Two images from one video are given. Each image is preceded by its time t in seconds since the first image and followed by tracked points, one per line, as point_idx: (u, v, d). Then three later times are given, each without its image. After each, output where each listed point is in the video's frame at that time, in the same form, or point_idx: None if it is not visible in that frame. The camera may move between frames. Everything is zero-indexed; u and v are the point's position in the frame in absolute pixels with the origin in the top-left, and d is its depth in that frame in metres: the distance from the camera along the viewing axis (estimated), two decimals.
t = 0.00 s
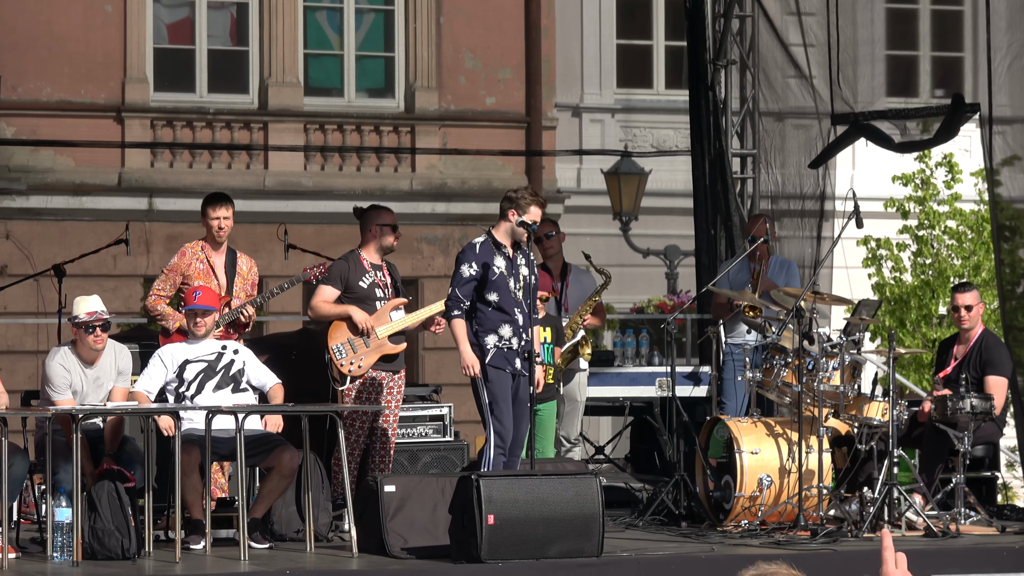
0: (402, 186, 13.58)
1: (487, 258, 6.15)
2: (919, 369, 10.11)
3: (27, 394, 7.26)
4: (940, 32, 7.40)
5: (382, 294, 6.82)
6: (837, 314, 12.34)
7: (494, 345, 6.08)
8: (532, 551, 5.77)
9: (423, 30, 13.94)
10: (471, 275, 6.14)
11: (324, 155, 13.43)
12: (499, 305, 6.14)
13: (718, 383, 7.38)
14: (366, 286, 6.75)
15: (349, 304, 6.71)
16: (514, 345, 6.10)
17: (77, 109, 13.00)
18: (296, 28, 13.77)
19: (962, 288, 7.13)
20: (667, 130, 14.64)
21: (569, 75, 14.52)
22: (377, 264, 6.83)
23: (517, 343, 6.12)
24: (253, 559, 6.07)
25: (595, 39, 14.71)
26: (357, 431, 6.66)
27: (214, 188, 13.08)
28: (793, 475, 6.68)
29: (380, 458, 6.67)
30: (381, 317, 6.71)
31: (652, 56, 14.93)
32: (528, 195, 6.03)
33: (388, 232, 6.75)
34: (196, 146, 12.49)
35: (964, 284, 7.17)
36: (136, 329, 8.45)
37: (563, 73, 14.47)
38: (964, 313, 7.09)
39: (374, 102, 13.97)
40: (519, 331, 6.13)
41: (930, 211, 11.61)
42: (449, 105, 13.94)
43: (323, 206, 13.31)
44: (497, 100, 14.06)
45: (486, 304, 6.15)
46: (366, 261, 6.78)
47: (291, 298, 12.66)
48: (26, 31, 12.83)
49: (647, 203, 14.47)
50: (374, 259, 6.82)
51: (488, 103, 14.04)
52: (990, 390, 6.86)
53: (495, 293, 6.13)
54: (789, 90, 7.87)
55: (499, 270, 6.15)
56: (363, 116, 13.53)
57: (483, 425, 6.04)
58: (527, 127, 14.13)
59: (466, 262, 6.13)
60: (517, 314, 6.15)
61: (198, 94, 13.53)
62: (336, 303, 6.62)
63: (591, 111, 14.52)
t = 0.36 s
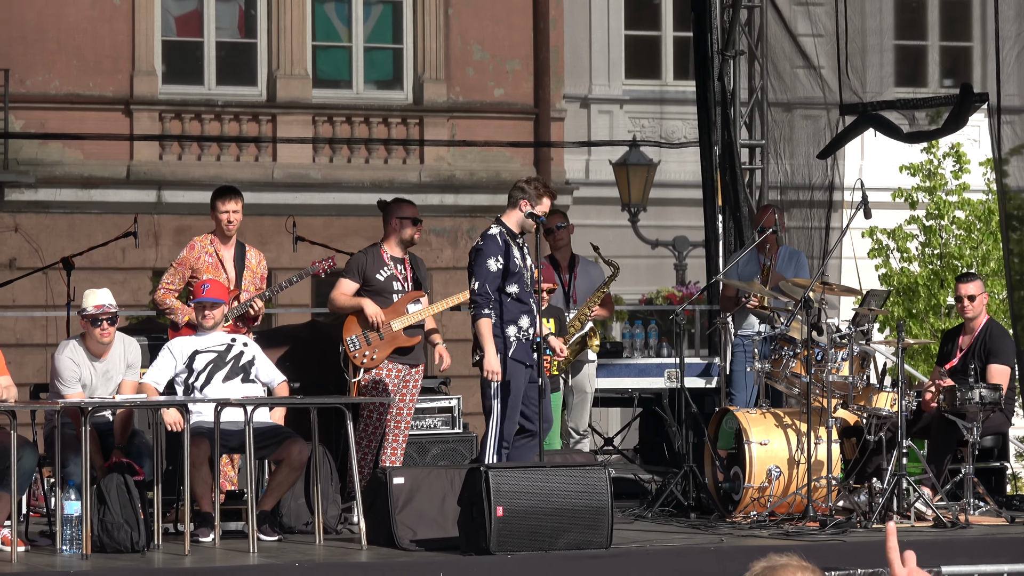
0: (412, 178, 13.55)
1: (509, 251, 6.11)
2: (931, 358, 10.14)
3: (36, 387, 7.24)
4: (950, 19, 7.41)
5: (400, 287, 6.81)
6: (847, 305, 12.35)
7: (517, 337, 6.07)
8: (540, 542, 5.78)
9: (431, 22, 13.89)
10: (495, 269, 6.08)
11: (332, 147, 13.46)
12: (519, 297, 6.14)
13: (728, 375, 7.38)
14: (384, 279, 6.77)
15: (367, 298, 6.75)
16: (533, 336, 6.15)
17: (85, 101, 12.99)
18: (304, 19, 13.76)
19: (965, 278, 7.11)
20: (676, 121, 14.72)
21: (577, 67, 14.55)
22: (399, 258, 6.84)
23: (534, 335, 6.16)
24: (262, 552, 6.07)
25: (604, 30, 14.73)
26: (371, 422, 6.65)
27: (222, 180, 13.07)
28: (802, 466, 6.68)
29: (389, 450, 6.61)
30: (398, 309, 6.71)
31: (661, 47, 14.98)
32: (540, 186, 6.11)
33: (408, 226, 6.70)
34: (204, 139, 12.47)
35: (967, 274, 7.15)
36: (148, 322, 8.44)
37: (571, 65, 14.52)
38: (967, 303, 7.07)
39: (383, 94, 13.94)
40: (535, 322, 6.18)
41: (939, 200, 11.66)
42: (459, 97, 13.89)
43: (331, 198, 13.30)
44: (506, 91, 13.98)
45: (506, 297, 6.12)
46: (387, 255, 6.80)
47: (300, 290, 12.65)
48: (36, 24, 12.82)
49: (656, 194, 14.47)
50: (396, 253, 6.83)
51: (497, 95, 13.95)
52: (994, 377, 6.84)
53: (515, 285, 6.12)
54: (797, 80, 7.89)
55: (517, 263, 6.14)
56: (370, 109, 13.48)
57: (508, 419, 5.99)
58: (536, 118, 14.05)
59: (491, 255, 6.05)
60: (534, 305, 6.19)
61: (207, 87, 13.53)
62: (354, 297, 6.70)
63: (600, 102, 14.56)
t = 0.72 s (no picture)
0: (406, 177, 13.58)
1: (519, 252, 6.18)
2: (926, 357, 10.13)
3: (30, 388, 7.24)
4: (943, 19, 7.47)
5: (397, 287, 6.80)
6: (841, 304, 12.35)
7: (525, 337, 6.13)
8: (535, 543, 5.77)
9: (426, 21, 13.93)
10: (507, 270, 6.13)
11: (327, 147, 13.50)
12: (527, 298, 6.20)
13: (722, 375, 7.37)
14: (381, 278, 6.76)
15: (364, 296, 6.74)
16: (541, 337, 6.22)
17: (80, 102, 13.00)
18: (299, 18, 13.78)
19: (950, 279, 7.11)
20: (672, 121, 14.59)
21: (572, 66, 14.45)
22: (398, 258, 6.82)
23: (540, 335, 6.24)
24: (258, 552, 6.07)
25: (599, 30, 14.69)
26: (370, 421, 6.65)
27: (217, 181, 13.10)
28: (797, 466, 6.68)
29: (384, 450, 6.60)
30: (395, 309, 6.71)
31: (657, 46, 14.92)
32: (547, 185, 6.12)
33: (408, 226, 6.68)
34: (199, 139, 12.48)
35: (952, 274, 7.16)
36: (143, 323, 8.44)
37: (567, 64, 14.42)
38: (949, 304, 7.09)
39: (378, 94, 14.02)
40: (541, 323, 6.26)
41: (936, 199, 11.64)
42: (453, 96, 13.91)
43: (325, 198, 13.31)
44: (502, 91, 14.03)
45: (515, 298, 6.18)
46: (386, 254, 6.78)
47: (295, 291, 12.65)
48: (29, 24, 12.82)
49: (651, 193, 14.45)
50: (394, 252, 6.82)
51: (492, 94, 14.01)
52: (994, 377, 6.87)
53: (524, 286, 6.19)
54: (792, 79, 7.88)
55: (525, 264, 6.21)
56: (366, 109, 13.54)
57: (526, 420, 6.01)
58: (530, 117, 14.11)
59: (504, 257, 6.12)
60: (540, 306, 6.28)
61: (202, 87, 13.57)
62: (353, 295, 6.70)
63: (595, 102, 14.45)
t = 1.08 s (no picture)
0: (397, 180, 13.60)
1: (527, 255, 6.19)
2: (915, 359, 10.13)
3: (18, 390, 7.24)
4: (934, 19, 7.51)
5: (389, 289, 6.80)
6: (831, 306, 12.34)
7: (539, 341, 6.16)
8: (526, 544, 5.78)
9: (417, 23, 13.98)
10: (515, 274, 6.16)
11: (318, 149, 13.53)
12: (541, 301, 6.23)
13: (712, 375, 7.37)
14: (373, 280, 6.74)
15: (356, 298, 6.72)
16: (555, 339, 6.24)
17: (71, 104, 13.02)
18: (289, 21, 13.81)
19: (940, 280, 7.15)
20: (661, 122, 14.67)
21: (563, 68, 14.49)
22: (388, 260, 6.82)
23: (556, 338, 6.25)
24: (249, 554, 6.07)
25: (589, 32, 14.64)
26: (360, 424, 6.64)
27: (208, 183, 13.14)
28: (788, 467, 6.69)
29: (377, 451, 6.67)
30: (388, 311, 6.71)
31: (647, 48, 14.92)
32: (556, 188, 6.20)
33: (398, 228, 6.68)
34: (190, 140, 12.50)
35: (943, 275, 7.18)
36: (130, 326, 8.44)
37: (556, 66, 14.45)
38: (941, 305, 7.12)
39: (369, 95, 14.01)
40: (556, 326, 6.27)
41: (924, 201, 11.64)
42: (444, 98, 13.97)
43: (315, 199, 13.31)
44: (491, 93, 14.08)
45: (528, 302, 6.21)
46: (376, 256, 6.77)
47: (285, 293, 12.65)
48: (20, 26, 12.85)
49: (641, 195, 14.44)
50: (385, 254, 6.81)
51: (482, 96, 14.07)
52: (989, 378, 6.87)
53: (536, 290, 6.21)
54: (782, 81, 7.90)
55: (537, 268, 6.24)
56: (356, 111, 13.54)
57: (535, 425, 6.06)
58: (521, 119, 14.18)
59: (510, 262, 6.14)
60: (555, 307, 6.28)
61: (192, 88, 13.59)
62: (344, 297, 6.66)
63: (585, 103, 14.53)
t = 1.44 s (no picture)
0: (386, 180, 13.61)
1: (542, 253, 6.30)
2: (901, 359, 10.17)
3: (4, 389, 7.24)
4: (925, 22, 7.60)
5: (377, 289, 6.80)
6: (820, 307, 12.40)
7: (555, 337, 6.26)
8: (516, 545, 5.78)
9: (406, 24, 13.99)
10: (528, 271, 6.28)
11: (307, 149, 13.50)
12: (557, 298, 6.33)
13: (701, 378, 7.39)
14: (361, 280, 6.75)
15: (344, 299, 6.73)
16: (573, 337, 6.32)
17: (60, 104, 13.04)
18: (278, 22, 13.83)
19: (933, 281, 7.15)
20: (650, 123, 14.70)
21: (553, 68, 14.57)
22: (376, 259, 6.82)
23: (575, 335, 6.34)
24: (236, 554, 6.07)
25: (579, 32, 14.77)
26: (350, 424, 6.57)
27: (197, 184, 13.15)
28: (777, 468, 6.69)
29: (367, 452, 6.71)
30: (375, 310, 6.70)
31: (636, 49, 15.01)
32: (572, 186, 6.25)
33: (384, 227, 6.66)
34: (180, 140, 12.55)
35: (934, 277, 7.19)
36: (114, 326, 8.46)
37: (546, 66, 14.54)
38: (932, 307, 7.13)
39: (358, 96, 14.02)
40: (574, 322, 6.35)
41: (911, 201, 11.84)
42: (433, 99, 13.97)
43: (303, 200, 13.32)
44: (481, 93, 14.10)
45: (544, 298, 6.31)
46: (364, 256, 6.79)
47: (275, 293, 12.68)
48: (9, 26, 12.87)
49: (630, 196, 14.49)
50: (372, 254, 6.82)
51: (472, 97, 14.08)
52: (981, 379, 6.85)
53: (552, 286, 6.31)
54: (771, 82, 7.90)
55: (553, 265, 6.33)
56: (346, 112, 13.51)
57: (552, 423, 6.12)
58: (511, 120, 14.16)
59: (522, 259, 6.26)
60: (572, 305, 6.37)
61: (182, 89, 13.61)
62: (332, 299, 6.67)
63: (575, 104, 14.60)
